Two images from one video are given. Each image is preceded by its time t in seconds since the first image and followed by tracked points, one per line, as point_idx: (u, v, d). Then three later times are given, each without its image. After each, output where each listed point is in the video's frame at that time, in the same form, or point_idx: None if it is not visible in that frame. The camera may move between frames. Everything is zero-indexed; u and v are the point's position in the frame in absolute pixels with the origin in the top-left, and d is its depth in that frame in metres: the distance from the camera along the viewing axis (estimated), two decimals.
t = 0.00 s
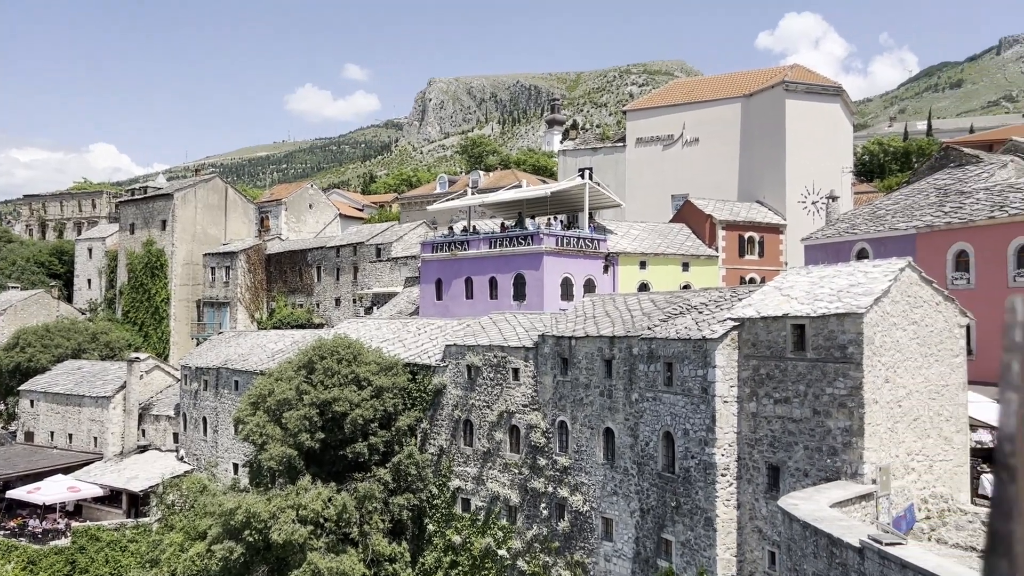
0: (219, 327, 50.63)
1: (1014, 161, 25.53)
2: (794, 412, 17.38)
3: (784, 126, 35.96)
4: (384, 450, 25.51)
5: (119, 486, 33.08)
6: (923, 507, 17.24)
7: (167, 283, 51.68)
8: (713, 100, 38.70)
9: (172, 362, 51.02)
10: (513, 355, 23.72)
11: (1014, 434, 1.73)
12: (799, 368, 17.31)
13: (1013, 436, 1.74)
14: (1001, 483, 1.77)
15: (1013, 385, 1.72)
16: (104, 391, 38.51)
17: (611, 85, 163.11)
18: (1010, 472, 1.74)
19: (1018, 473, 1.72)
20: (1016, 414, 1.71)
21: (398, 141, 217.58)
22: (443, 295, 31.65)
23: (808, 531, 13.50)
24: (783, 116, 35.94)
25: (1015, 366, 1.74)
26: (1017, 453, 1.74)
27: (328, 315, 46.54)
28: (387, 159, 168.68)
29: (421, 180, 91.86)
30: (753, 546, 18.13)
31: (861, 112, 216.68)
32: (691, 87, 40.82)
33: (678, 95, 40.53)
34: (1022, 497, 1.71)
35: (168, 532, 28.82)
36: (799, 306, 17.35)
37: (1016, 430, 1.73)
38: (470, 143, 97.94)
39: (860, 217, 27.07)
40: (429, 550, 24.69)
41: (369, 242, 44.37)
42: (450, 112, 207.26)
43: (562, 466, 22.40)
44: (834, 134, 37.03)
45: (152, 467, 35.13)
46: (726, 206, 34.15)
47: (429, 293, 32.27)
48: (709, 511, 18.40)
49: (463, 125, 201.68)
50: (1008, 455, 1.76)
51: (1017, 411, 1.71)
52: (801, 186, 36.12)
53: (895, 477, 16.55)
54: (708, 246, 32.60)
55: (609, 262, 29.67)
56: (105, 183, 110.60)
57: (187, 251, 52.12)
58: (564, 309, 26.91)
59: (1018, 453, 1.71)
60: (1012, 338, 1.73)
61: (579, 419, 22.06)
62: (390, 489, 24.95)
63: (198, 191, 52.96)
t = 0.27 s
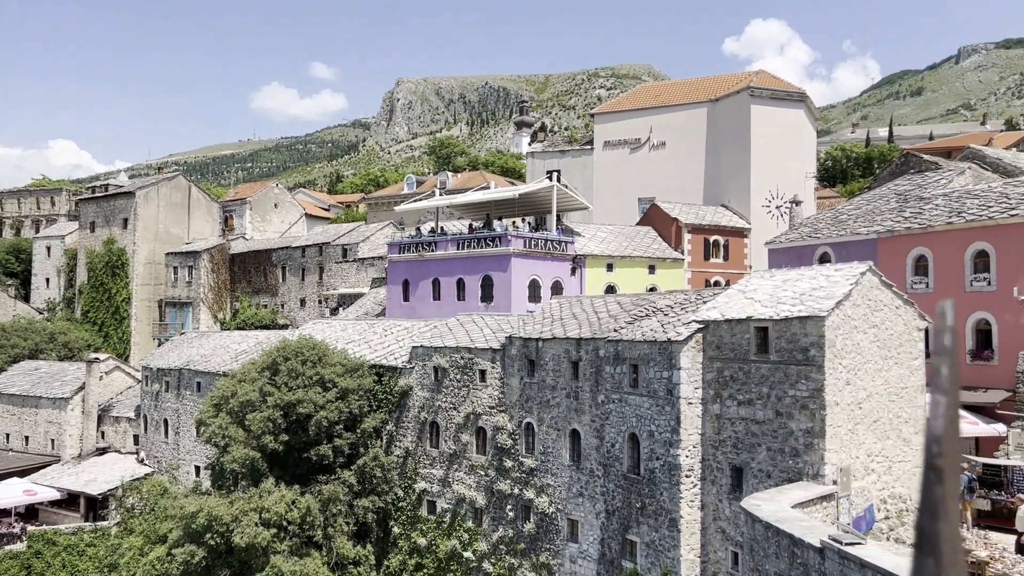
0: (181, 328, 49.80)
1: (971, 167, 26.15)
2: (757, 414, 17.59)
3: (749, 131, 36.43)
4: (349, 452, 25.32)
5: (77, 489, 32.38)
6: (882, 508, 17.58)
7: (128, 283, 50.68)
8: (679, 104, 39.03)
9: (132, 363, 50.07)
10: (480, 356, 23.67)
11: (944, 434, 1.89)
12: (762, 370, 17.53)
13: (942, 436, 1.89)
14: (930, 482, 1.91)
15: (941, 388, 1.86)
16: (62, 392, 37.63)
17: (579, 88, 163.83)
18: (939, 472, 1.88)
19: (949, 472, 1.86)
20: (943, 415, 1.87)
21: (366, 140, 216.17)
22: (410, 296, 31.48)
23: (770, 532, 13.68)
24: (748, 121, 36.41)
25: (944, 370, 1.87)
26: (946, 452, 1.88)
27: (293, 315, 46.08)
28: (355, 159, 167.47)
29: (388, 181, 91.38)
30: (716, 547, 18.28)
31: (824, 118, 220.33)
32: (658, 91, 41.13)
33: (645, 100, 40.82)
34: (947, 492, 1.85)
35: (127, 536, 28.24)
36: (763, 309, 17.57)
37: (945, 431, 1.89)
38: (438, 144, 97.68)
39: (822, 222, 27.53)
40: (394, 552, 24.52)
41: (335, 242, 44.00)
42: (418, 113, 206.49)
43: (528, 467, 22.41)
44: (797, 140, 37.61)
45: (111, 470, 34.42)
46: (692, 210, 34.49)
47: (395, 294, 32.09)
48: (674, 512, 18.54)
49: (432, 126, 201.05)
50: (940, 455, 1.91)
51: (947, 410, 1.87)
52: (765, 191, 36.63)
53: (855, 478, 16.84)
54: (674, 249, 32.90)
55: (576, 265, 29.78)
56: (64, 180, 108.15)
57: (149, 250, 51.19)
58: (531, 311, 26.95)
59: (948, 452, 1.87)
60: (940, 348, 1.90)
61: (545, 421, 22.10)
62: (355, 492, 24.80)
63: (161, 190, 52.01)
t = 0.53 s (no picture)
0: (139, 328, 48.83)
1: (926, 174, 26.79)
2: (718, 415, 17.79)
3: (712, 135, 36.87)
4: (310, 454, 25.05)
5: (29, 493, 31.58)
6: (840, 508, 17.93)
7: (84, 282, 49.55)
8: (644, 108, 39.36)
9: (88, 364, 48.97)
10: (444, 358, 23.58)
11: (874, 434, 1.54)
12: (723, 372, 17.75)
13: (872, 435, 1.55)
14: (858, 480, 1.62)
15: (871, 387, 1.51)
16: (14, 394, 36.66)
17: (545, 90, 164.40)
18: (868, 470, 1.58)
19: (879, 469, 1.56)
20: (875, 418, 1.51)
21: (330, 139, 214.23)
22: (373, 297, 31.25)
23: (730, 532, 13.85)
24: (712, 126, 36.86)
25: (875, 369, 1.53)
26: (879, 452, 1.55)
27: (254, 316, 45.52)
28: (319, 158, 165.89)
29: (352, 181, 90.76)
30: (677, 547, 18.48)
31: (786, 124, 223.95)
32: (622, 95, 41.43)
33: (610, 103, 41.07)
34: (878, 495, 1.56)
35: (80, 541, 27.58)
36: (723, 311, 17.79)
37: (874, 430, 1.54)
38: (403, 144, 97.26)
39: (782, 226, 27.98)
40: (356, 555, 24.29)
41: (297, 242, 43.55)
42: (382, 113, 205.45)
43: (492, 469, 22.39)
44: (759, 145, 38.19)
45: (65, 473, 33.61)
46: (656, 213, 34.82)
47: (359, 295, 31.85)
48: (635, 513, 18.67)
49: (397, 126, 200.08)
50: (867, 454, 1.59)
51: (877, 414, 1.52)
52: (728, 195, 37.12)
53: (814, 478, 17.13)
54: (638, 251, 33.19)
55: (542, 267, 29.86)
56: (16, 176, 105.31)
57: (107, 249, 50.15)
58: (496, 312, 26.95)
59: (877, 452, 1.55)
60: (872, 338, 1.55)
61: (509, 422, 22.11)
62: (316, 494, 24.52)
63: (119, 187, 50.91)
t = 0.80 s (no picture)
0: (93, 329, 47.68)
1: (881, 180, 27.37)
2: (677, 417, 17.96)
3: (674, 139, 37.27)
4: (269, 457, 24.74)
5: None
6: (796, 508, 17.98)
7: (36, 282, 48.23)
8: (607, 112, 39.62)
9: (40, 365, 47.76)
10: (405, 359, 23.45)
11: (800, 436, 1.54)
12: (682, 374, 17.93)
13: (798, 436, 1.55)
14: (786, 481, 1.59)
15: (800, 388, 1.56)
16: None
17: (509, 92, 164.60)
18: (796, 470, 1.56)
19: (806, 471, 1.54)
20: (800, 418, 1.53)
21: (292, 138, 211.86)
22: (334, 298, 30.94)
23: (689, 532, 13.98)
24: (673, 130, 37.25)
25: (803, 372, 1.58)
26: (805, 454, 1.54)
27: (212, 317, 44.83)
28: (280, 157, 163.91)
29: (313, 180, 89.89)
30: (637, 548, 18.59)
31: (747, 129, 227.07)
32: (586, 98, 41.68)
33: (574, 106, 41.28)
34: (805, 494, 1.52)
35: (29, 546, 26.87)
36: (683, 314, 17.99)
37: (802, 431, 1.55)
38: (365, 144, 96.60)
39: (741, 230, 28.37)
40: (315, 559, 24.03)
41: (256, 241, 42.94)
42: (344, 112, 203.96)
43: (453, 471, 22.31)
44: (720, 150, 38.71)
45: (14, 477, 32.71)
46: (618, 216, 35.06)
47: (319, 296, 31.54)
48: (596, 514, 18.76)
49: (360, 126, 198.62)
50: (796, 454, 1.57)
51: (804, 415, 1.53)
52: (689, 198, 37.55)
53: (770, 479, 17.38)
54: (600, 254, 33.38)
55: (505, 268, 29.87)
56: None
57: (60, 247, 48.98)
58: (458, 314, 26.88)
59: (803, 453, 1.54)
60: (801, 341, 1.59)
61: (470, 424, 22.06)
62: (275, 498, 24.21)
63: (74, 185, 49.65)
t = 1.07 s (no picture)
0: (44, 329, 46.24)
1: (837, 186, 27.91)
2: (637, 419, 18.08)
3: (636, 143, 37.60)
4: (225, 460, 24.34)
5: None
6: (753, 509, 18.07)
7: None
8: (569, 115, 39.79)
9: None
10: (365, 361, 23.27)
11: (729, 435, 1.73)
12: (642, 376, 18.05)
13: (726, 437, 1.73)
14: (714, 480, 1.77)
15: (727, 388, 1.73)
16: None
17: (472, 94, 164.37)
18: (722, 470, 1.75)
19: (732, 470, 1.73)
20: (729, 419, 1.71)
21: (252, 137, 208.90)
22: (293, 299, 30.58)
23: (647, 533, 14.06)
24: (635, 134, 37.58)
25: (731, 371, 1.74)
26: (731, 453, 1.73)
27: (168, 317, 44.01)
28: (239, 156, 161.44)
29: (272, 180, 88.74)
30: (596, 550, 18.60)
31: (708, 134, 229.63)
32: (548, 101, 41.83)
33: (536, 108, 41.38)
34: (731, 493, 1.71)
35: None
36: (643, 317, 18.13)
37: (729, 430, 1.73)
38: (326, 144, 95.65)
39: (701, 234, 28.69)
40: (272, 563, 23.69)
41: (214, 241, 42.28)
42: (305, 111, 201.83)
43: (412, 474, 22.16)
44: (681, 154, 39.17)
45: None
46: (580, 219, 35.21)
47: (278, 297, 31.13)
48: (556, 516, 18.79)
49: (321, 125, 196.57)
50: (723, 454, 1.76)
51: (731, 415, 1.72)
52: (650, 202, 37.91)
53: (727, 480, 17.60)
54: (562, 256, 33.47)
55: (466, 270, 29.79)
56: None
57: (9, 245, 47.65)
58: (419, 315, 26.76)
59: (732, 453, 1.72)
60: (729, 343, 1.75)
61: (431, 426, 21.94)
62: (231, 501, 23.82)
63: (24, 181, 48.29)
